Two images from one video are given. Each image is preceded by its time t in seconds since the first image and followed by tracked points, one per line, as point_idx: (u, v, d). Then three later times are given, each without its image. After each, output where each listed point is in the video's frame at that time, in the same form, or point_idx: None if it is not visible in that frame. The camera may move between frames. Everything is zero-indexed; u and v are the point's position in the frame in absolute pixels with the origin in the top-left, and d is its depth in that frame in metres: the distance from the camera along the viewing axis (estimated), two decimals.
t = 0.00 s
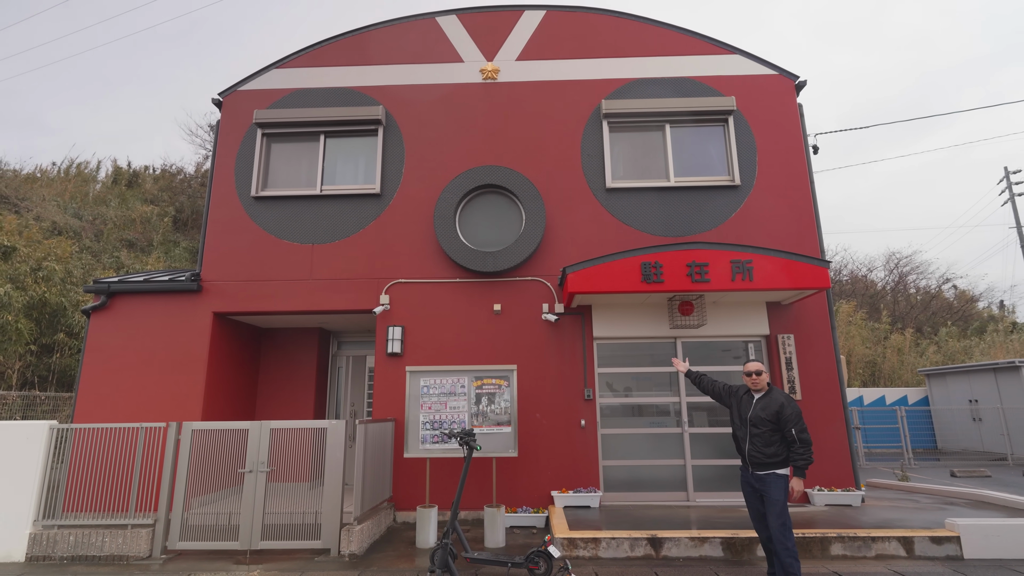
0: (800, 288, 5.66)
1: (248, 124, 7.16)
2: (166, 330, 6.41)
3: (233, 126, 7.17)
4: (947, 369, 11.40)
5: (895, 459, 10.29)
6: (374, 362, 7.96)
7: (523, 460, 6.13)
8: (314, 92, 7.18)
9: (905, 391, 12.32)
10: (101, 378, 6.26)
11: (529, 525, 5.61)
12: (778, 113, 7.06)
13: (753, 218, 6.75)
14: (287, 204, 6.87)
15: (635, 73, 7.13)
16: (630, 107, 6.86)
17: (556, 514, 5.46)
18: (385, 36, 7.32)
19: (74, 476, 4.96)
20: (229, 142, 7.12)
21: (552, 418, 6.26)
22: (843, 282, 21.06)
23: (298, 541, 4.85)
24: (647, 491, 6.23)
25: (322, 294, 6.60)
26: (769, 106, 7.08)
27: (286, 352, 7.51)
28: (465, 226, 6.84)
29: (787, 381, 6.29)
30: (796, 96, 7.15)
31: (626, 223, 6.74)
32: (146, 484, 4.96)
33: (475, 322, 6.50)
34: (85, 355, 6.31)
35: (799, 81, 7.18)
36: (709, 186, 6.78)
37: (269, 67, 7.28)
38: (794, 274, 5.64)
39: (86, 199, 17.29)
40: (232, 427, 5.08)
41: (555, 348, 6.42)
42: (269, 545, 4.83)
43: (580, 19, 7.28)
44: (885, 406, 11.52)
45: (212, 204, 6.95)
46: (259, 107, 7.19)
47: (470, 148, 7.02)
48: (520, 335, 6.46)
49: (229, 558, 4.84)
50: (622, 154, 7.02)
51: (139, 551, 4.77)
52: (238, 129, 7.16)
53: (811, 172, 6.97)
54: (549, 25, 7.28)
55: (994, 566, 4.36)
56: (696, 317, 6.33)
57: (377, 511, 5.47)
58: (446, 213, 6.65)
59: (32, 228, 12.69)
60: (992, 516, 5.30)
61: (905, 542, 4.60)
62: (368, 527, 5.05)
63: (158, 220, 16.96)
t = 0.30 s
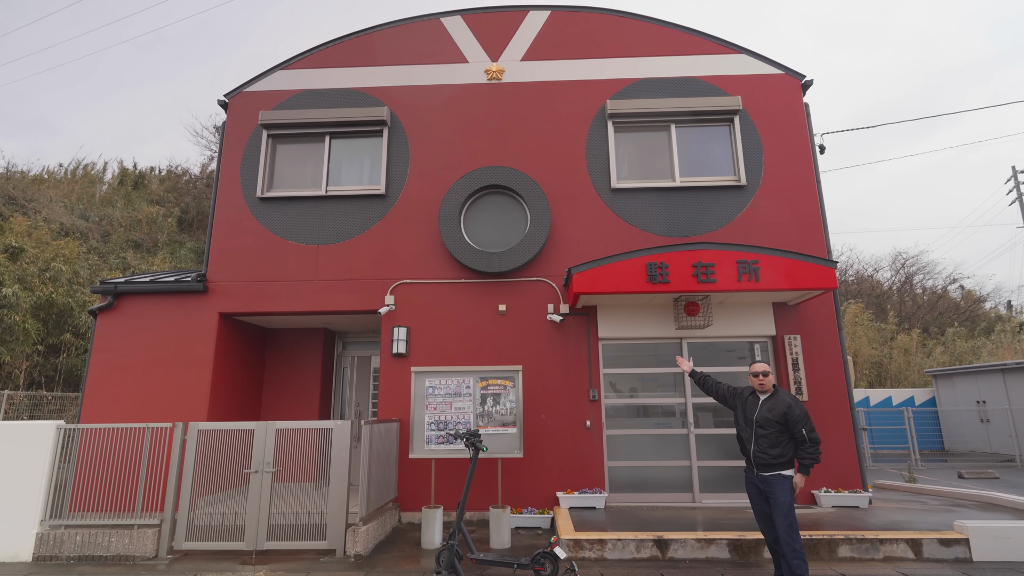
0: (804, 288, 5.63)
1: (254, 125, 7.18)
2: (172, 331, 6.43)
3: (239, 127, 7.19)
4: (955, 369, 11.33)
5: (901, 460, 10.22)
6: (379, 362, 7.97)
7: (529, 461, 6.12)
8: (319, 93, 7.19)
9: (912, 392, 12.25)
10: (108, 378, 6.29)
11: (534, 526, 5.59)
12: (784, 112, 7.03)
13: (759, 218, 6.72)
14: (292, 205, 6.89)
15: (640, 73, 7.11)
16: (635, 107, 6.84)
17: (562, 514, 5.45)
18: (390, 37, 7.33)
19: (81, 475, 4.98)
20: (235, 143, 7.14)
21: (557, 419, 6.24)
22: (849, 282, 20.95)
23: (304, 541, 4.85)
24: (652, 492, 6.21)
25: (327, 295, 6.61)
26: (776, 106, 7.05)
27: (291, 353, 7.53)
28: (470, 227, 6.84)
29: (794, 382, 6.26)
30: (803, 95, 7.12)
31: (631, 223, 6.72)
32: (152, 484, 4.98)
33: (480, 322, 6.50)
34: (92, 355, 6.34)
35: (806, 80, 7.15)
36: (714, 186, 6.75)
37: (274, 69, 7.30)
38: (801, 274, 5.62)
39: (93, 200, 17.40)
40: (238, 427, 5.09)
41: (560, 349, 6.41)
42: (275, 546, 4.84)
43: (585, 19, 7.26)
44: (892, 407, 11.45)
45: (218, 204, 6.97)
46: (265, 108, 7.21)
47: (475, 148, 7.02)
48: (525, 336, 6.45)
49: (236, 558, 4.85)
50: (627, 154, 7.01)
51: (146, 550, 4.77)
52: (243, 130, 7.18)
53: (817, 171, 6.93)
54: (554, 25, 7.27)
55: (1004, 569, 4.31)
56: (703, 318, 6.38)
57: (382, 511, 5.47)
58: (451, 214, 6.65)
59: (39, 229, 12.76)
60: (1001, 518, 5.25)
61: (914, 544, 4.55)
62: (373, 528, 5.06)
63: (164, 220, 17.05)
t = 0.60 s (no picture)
0: (810, 288, 5.60)
1: (258, 126, 7.18)
2: (177, 332, 6.44)
3: (243, 128, 7.19)
4: (961, 369, 11.27)
5: (907, 460, 10.17)
6: (383, 362, 7.96)
7: (534, 462, 6.11)
8: (323, 93, 7.19)
9: (917, 391, 12.19)
10: (113, 379, 6.30)
11: (539, 527, 5.58)
12: (789, 111, 6.99)
13: (764, 218, 6.69)
14: (296, 205, 6.89)
15: (644, 71, 7.08)
16: (640, 106, 6.81)
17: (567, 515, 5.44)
18: (393, 37, 7.32)
19: (87, 476, 4.99)
20: (239, 143, 7.15)
21: (562, 419, 6.22)
22: (854, 281, 20.87)
23: (309, 541, 4.85)
24: (657, 492, 6.19)
25: (331, 295, 6.60)
26: (781, 104, 7.01)
27: (295, 353, 7.53)
28: (474, 227, 6.82)
29: (799, 382, 6.23)
30: (808, 93, 7.07)
31: (636, 223, 6.70)
32: (157, 485, 4.98)
33: (484, 323, 6.49)
34: (97, 356, 6.35)
35: (811, 78, 7.11)
36: (719, 185, 6.72)
37: (278, 69, 7.30)
38: (807, 274, 5.59)
39: (97, 200, 17.46)
40: (243, 428, 5.08)
41: (564, 349, 6.39)
42: (279, 547, 4.83)
43: (589, 18, 7.24)
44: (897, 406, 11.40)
45: (222, 205, 6.97)
46: (269, 109, 7.21)
47: (479, 148, 7.00)
48: (530, 336, 6.44)
49: (241, 559, 4.86)
50: (632, 153, 6.98)
51: (151, 551, 4.79)
52: (247, 131, 7.18)
53: (823, 170, 6.89)
54: (558, 24, 7.24)
55: (1013, 571, 4.28)
56: (707, 318, 6.30)
57: (387, 511, 5.46)
58: (455, 214, 6.64)
59: (44, 229, 12.82)
60: (1009, 519, 5.22)
61: (922, 546, 4.52)
62: (378, 528, 5.05)
63: (167, 220, 17.09)
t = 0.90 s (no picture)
0: (814, 287, 5.59)
1: (259, 126, 7.17)
2: (178, 332, 6.44)
3: (243, 128, 7.18)
4: (963, 367, 11.25)
5: (909, 459, 10.17)
6: (384, 363, 7.96)
7: (536, 461, 6.10)
8: (323, 93, 7.18)
9: (919, 389, 12.18)
10: (115, 379, 6.30)
11: (542, 526, 5.57)
12: (791, 109, 6.97)
13: (766, 216, 6.68)
14: (297, 205, 6.88)
15: (645, 70, 7.06)
16: (641, 104, 6.80)
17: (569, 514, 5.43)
18: (393, 36, 7.31)
19: (89, 477, 4.99)
20: (240, 143, 7.14)
21: (564, 418, 6.22)
22: (855, 279, 20.83)
23: (311, 542, 4.84)
24: (660, 492, 6.18)
25: (333, 295, 6.60)
26: (783, 102, 6.99)
27: (297, 353, 7.53)
28: (475, 226, 6.81)
29: (802, 381, 6.22)
30: (810, 91, 7.06)
31: (637, 222, 6.69)
32: (160, 485, 4.97)
33: (486, 322, 6.48)
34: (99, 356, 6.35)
35: (813, 76, 7.09)
36: (721, 183, 6.71)
37: (278, 69, 7.29)
38: (809, 272, 5.57)
39: (98, 201, 17.47)
40: (245, 429, 5.08)
41: (566, 348, 6.38)
42: (282, 547, 4.83)
43: (590, 17, 7.23)
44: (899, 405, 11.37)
45: (223, 205, 6.97)
46: (269, 109, 7.20)
47: (480, 147, 6.99)
48: (532, 336, 6.43)
49: (243, 560, 4.85)
50: (633, 152, 6.97)
51: (154, 552, 4.78)
52: (248, 131, 7.17)
53: (825, 168, 6.88)
54: (558, 23, 7.23)
55: (1018, 569, 4.27)
56: (709, 316, 6.27)
57: (389, 512, 5.46)
58: (456, 213, 6.63)
59: (45, 231, 12.82)
60: (1013, 518, 5.20)
61: (926, 545, 4.51)
62: (381, 529, 5.05)
63: (168, 221, 17.11)
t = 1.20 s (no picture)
0: (816, 286, 5.59)
1: (259, 126, 7.17)
2: (179, 333, 6.43)
3: (243, 128, 7.18)
4: (963, 367, 11.25)
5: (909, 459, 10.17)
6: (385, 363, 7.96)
7: (537, 461, 6.10)
8: (323, 93, 7.18)
9: (919, 389, 12.19)
10: (115, 380, 6.29)
11: (542, 526, 5.57)
12: (791, 109, 6.98)
13: (766, 216, 6.68)
14: (298, 206, 6.88)
15: (645, 70, 7.07)
16: (641, 104, 6.80)
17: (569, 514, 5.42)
18: (393, 37, 7.31)
19: (89, 478, 4.98)
20: (240, 143, 7.14)
21: (565, 418, 6.22)
22: (855, 279, 20.84)
23: (311, 542, 4.84)
24: (660, 492, 6.18)
25: (333, 295, 6.60)
26: (783, 102, 6.99)
27: (297, 354, 7.53)
28: (475, 226, 6.82)
29: (802, 381, 6.22)
30: (810, 91, 7.06)
31: (637, 222, 6.69)
32: (160, 486, 4.96)
33: (486, 323, 6.48)
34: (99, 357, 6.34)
35: (813, 76, 7.09)
36: (721, 183, 6.71)
37: (278, 69, 7.29)
38: (810, 272, 5.57)
39: (97, 201, 17.47)
40: (246, 429, 5.07)
41: (567, 348, 6.38)
42: (282, 547, 4.83)
43: (590, 17, 7.23)
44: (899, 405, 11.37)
45: (224, 205, 6.97)
46: (270, 109, 7.20)
47: (480, 148, 6.99)
48: (532, 336, 6.43)
49: (243, 560, 4.85)
50: (633, 152, 6.97)
51: (154, 552, 4.78)
52: (249, 131, 7.17)
53: (825, 168, 6.88)
54: (559, 23, 7.23)
55: (1018, 569, 4.28)
56: (709, 316, 6.27)
57: (390, 512, 5.46)
58: (456, 214, 6.63)
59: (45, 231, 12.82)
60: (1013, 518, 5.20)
61: (926, 544, 4.51)
62: (381, 529, 5.04)
63: (167, 221, 17.11)
